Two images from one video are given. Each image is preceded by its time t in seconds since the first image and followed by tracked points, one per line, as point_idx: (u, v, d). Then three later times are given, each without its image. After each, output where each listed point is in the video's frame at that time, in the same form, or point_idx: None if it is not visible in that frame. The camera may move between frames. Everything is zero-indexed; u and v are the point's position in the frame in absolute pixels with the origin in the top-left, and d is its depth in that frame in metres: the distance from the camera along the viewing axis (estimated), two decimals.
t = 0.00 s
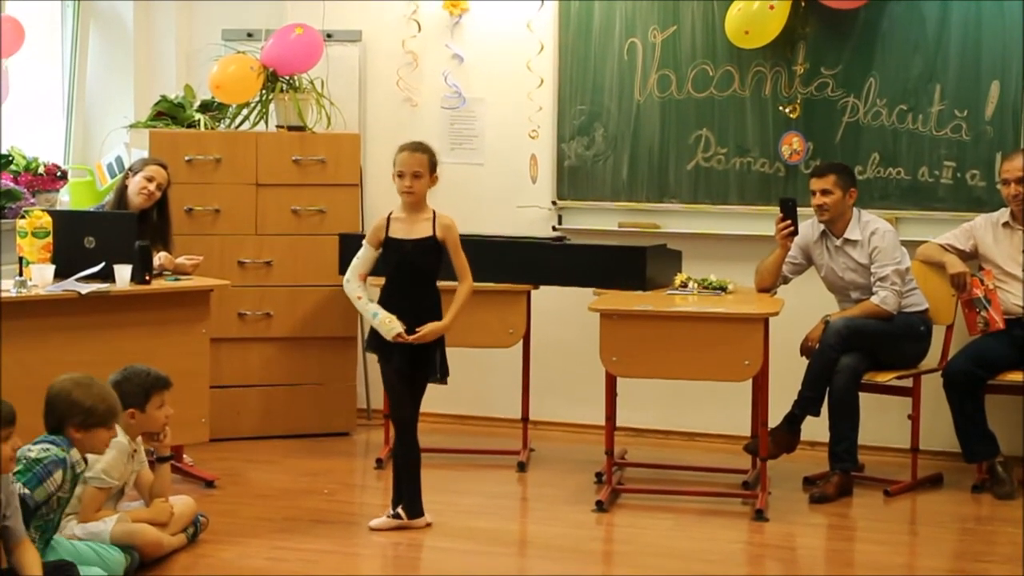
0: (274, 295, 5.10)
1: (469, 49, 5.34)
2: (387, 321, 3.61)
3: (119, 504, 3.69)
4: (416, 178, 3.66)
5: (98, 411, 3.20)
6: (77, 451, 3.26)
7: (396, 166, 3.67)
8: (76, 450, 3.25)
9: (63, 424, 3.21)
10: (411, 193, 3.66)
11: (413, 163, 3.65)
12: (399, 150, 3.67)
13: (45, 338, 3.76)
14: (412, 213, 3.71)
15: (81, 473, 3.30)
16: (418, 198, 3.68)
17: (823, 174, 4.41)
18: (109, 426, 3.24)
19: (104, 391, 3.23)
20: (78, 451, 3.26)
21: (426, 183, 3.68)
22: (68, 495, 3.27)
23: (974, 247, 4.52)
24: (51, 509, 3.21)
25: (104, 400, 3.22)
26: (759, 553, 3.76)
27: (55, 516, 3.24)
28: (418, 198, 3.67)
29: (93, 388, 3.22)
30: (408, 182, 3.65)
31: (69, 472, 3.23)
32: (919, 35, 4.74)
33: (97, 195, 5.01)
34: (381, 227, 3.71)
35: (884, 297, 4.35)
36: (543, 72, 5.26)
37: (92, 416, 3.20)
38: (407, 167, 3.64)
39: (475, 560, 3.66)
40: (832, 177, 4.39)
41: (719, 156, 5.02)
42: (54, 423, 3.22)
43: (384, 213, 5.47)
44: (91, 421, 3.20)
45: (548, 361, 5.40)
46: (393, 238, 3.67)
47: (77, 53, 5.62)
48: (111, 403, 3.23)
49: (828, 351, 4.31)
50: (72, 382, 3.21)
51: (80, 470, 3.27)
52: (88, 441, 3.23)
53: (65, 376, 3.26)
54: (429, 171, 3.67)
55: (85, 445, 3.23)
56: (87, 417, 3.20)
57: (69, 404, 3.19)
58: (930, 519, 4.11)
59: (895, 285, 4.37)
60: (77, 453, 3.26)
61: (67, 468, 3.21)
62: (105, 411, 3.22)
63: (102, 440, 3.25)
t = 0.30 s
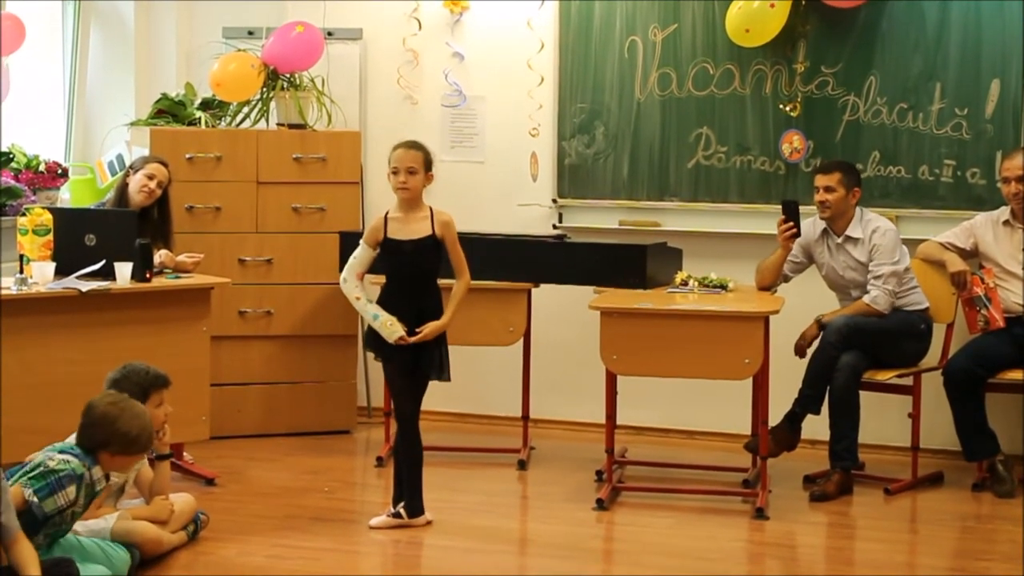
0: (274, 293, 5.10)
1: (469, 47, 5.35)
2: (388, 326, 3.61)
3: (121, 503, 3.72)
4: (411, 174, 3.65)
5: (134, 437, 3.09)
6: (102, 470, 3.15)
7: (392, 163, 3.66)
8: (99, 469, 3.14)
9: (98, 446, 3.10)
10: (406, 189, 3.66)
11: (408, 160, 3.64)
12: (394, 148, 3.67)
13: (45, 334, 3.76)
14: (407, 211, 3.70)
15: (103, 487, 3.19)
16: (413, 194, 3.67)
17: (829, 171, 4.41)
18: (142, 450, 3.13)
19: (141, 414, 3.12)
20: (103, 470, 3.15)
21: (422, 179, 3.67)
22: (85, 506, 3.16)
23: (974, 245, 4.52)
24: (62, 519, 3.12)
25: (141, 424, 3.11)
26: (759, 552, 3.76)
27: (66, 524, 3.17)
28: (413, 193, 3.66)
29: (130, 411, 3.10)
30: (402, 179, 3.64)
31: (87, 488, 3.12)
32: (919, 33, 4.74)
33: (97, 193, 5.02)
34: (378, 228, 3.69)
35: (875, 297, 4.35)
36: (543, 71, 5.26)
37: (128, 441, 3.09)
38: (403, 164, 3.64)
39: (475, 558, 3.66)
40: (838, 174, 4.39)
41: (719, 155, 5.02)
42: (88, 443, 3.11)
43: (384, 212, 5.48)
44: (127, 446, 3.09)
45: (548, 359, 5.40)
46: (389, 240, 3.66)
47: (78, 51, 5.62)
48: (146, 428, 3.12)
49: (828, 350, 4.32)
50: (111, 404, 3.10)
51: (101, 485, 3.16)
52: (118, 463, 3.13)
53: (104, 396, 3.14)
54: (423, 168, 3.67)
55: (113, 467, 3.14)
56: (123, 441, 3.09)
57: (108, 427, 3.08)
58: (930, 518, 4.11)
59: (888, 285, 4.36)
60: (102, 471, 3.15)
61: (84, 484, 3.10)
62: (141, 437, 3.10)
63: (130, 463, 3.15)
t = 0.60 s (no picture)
0: (274, 293, 5.10)
1: (469, 47, 5.35)
2: (383, 322, 3.62)
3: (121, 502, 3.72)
4: (413, 177, 3.65)
5: (160, 440, 3.11)
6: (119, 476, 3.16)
7: (394, 166, 3.66)
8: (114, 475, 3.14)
9: (123, 453, 3.10)
10: (408, 193, 3.65)
11: (410, 162, 3.64)
12: (395, 150, 3.67)
13: (45, 334, 3.76)
14: (410, 212, 3.70)
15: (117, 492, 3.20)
16: (415, 197, 3.67)
17: (834, 170, 4.40)
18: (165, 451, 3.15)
19: (159, 414, 3.13)
20: (118, 475, 3.16)
21: (424, 182, 3.68)
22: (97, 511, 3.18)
23: (974, 245, 4.52)
24: (73, 524, 3.13)
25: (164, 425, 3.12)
26: (760, 552, 3.76)
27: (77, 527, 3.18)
28: (415, 196, 3.67)
29: (151, 412, 3.11)
30: (405, 182, 3.64)
31: (99, 495, 3.13)
32: (920, 33, 4.74)
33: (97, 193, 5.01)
34: (378, 227, 3.70)
35: (872, 298, 4.36)
36: (544, 71, 5.26)
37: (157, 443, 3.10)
38: (404, 167, 3.64)
39: (475, 558, 3.66)
40: (843, 174, 4.38)
41: (720, 155, 5.02)
42: (111, 451, 3.09)
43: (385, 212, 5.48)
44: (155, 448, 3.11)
45: (548, 359, 5.40)
46: (389, 238, 3.66)
47: (78, 51, 5.62)
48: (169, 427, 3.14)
49: (828, 350, 4.32)
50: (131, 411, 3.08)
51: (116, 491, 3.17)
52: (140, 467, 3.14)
53: (117, 403, 3.12)
54: (425, 170, 3.67)
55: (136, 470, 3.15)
56: (152, 444, 3.09)
57: (134, 434, 3.07)
58: (930, 518, 4.11)
59: (885, 286, 4.37)
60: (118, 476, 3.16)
61: (97, 492, 3.11)
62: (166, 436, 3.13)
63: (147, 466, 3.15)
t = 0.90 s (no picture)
0: (275, 293, 5.10)
1: (470, 47, 5.35)
2: (381, 321, 3.62)
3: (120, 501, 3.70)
4: (418, 179, 3.65)
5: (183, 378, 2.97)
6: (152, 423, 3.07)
7: (397, 168, 3.67)
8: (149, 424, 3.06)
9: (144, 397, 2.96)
10: (413, 194, 3.66)
11: (413, 164, 3.65)
12: (399, 151, 3.67)
13: (45, 334, 3.76)
14: (413, 213, 3.70)
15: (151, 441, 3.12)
16: (419, 199, 3.68)
17: (839, 171, 4.39)
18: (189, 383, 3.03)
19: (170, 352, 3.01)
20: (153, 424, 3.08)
21: (428, 183, 3.67)
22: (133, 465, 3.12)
23: (975, 246, 4.52)
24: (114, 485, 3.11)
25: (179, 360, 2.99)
26: (760, 552, 3.75)
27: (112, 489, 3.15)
28: (419, 198, 3.67)
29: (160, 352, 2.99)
30: (410, 184, 3.64)
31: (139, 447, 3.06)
32: (921, 33, 4.74)
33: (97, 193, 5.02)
34: (381, 226, 3.71)
35: (875, 300, 4.36)
36: (545, 71, 5.26)
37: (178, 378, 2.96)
38: (408, 169, 3.64)
39: (475, 558, 3.66)
40: (848, 177, 4.37)
41: (721, 155, 5.02)
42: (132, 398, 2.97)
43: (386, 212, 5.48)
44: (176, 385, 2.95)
45: (549, 360, 5.40)
46: (392, 236, 3.67)
47: (79, 51, 5.62)
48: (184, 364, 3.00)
49: (830, 350, 4.32)
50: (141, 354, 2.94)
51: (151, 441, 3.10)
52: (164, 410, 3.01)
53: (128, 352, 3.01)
54: (429, 171, 3.67)
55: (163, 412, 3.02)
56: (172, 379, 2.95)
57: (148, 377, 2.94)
58: (931, 518, 4.11)
59: (888, 288, 4.36)
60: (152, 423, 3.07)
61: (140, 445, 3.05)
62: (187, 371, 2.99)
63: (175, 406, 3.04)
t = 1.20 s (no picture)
0: (277, 294, 5.10)
1: (472, 48, 5.35)
2: (388, 321, 3.62)
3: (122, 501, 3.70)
4: (421, 177, 3.66)
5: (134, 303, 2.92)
6: (138, 346, 3.02)
7: (401, 167, 3.66)
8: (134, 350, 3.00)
9: (115, 327, 2.92)
10: (416, 193, 3.65)
11: (416, 163, 3.64)
12: (402, 151, 3.66)
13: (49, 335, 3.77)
14: (416, 212, 3.70)
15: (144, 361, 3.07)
16: (423, 198, 3.67)
17: (842, 173, 4.39)
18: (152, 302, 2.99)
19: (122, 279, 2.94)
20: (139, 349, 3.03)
21: (431, 182, 3.68)
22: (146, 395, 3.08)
23: (978, 246, 4.53)
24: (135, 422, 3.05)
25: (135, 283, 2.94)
26: (763, 552, 3.76)
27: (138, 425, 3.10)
28: (423, 197, 3.67)
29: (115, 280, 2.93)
30: (413, 182, 3.65)
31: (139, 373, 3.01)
32: (923, 32, 4.74)
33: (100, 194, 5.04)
34: (384, 226, 3.70)
35: (876, 300, 4.36)
36: (547, 71, 5.26)
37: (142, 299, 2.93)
38: (411, 167, 3.64)
39: (478, 559, 3.66)
40: (850, 177, 4.37)
41: (723, 156, 5.02)
42: (106, 333, 2.93)
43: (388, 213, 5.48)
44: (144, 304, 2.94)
45: (551, 360, 5.40)
46: (395, 237, 3.66)
47: (81, 52, 5.62)
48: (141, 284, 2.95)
49: (832, 350, 4.32)
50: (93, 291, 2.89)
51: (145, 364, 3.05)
52: (147, 324, 2.97)
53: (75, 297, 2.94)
54: (432, 170, 3.67)
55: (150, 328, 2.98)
56: (139, 302, 2.93)
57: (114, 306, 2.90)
58: (933, 518, 4.11)
59: (889, 288, 4.36)
60: (138, 347, 3.02)
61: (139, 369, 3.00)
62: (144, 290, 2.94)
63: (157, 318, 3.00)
